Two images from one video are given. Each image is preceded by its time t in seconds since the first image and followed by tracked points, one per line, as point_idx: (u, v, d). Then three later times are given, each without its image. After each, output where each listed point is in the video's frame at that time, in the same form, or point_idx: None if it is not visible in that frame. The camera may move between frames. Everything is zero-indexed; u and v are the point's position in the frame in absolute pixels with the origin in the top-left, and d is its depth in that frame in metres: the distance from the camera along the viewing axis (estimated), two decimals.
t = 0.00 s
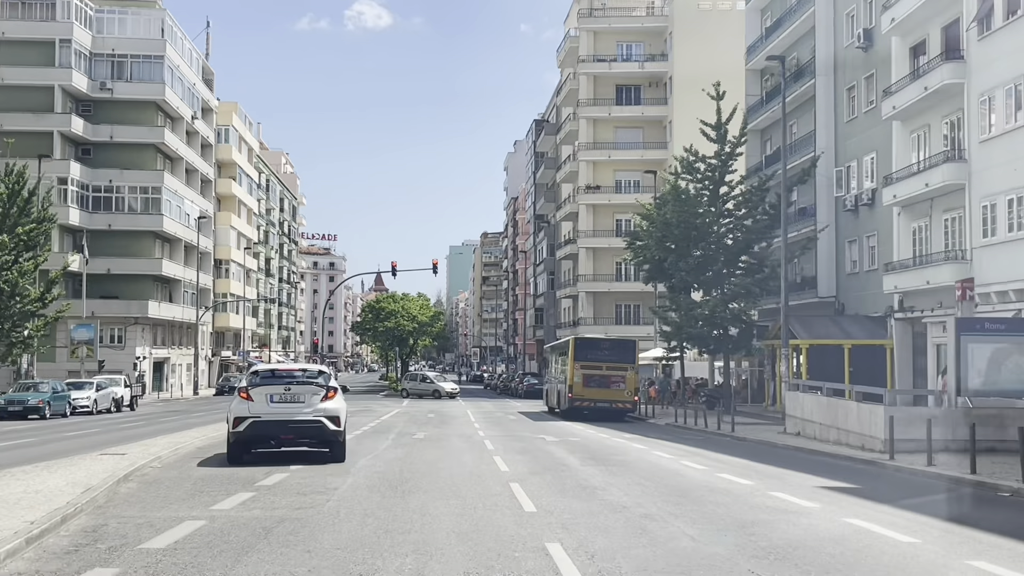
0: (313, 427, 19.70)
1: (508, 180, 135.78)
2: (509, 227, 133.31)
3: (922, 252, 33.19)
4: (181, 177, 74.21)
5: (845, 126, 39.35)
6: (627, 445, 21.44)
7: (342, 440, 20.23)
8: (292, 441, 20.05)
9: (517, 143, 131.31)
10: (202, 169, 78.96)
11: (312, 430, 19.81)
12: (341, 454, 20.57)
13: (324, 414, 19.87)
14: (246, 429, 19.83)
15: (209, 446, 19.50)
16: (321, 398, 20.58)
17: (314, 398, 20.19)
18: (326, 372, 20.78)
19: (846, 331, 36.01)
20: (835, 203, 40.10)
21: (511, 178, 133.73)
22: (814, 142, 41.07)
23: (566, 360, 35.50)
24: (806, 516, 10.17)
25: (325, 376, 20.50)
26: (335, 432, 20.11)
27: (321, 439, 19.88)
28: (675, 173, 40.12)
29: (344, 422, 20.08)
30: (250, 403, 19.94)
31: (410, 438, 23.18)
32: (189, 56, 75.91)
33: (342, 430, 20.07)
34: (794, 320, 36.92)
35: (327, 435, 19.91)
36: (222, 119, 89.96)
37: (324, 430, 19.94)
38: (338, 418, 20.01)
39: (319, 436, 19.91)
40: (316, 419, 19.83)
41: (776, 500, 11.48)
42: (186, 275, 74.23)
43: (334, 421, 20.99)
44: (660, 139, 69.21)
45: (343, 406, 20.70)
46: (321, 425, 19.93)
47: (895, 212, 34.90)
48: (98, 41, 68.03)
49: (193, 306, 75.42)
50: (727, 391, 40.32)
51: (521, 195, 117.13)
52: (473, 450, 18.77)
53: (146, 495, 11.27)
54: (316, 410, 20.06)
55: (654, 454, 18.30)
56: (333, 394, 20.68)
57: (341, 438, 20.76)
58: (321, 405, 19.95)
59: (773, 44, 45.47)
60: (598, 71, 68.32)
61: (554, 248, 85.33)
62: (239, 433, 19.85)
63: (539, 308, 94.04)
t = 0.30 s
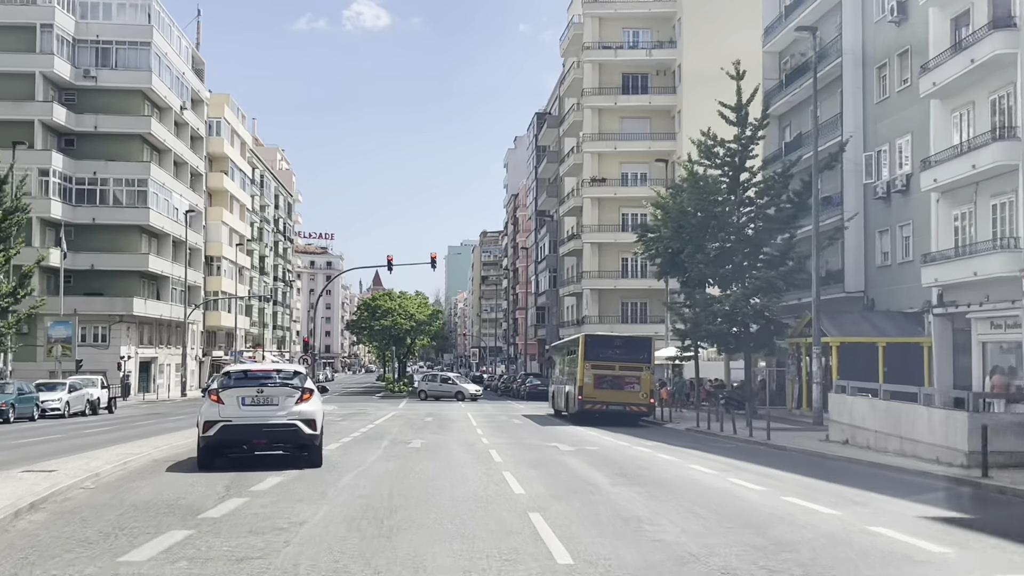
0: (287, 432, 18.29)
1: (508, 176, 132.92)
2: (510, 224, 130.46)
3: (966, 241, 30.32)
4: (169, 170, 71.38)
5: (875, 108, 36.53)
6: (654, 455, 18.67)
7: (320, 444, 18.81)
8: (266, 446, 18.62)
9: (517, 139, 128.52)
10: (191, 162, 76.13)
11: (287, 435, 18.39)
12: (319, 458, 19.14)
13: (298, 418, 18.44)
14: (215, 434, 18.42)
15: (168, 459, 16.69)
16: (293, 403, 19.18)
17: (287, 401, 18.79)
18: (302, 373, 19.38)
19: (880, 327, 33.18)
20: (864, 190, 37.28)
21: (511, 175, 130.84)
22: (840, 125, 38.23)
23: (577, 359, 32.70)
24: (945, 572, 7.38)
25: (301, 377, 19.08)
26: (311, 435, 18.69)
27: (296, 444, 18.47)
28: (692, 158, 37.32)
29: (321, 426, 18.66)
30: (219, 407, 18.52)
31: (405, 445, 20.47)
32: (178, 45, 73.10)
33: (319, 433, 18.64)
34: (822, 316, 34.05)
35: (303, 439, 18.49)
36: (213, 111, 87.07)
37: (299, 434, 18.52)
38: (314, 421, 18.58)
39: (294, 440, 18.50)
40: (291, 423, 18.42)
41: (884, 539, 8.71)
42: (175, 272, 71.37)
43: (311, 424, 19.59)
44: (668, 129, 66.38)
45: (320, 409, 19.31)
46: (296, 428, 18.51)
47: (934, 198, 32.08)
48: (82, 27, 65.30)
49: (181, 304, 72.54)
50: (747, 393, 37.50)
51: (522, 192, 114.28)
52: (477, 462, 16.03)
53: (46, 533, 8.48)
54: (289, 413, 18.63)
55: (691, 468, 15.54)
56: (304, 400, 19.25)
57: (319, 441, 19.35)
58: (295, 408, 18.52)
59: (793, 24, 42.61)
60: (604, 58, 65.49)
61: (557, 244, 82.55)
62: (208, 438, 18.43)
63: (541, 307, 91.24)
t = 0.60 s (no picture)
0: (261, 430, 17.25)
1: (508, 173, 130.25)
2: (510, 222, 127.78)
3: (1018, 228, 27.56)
4: (157, 162, 68.65)
5: (910, 86, 33.78)
6: (689, 470, 16.07)
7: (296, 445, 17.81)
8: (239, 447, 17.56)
9: (518, 135, 125.85)
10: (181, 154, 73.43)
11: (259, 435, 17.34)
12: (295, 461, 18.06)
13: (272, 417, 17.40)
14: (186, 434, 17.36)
15: (114, 473, 14.02)
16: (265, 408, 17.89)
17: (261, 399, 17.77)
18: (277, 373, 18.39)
19: (918, 323, 30.47)
20: (897, 176, 34.55)
21: (511, 172, 128.15)
22: (871, 106, 35.48)
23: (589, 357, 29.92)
24: None
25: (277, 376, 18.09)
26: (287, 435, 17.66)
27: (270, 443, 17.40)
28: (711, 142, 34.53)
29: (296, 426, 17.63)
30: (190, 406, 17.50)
31: (399, 455, 17.89)
32: (166, 32, 70.38)
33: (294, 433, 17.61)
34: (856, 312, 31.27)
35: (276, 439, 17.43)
36: (204, 103, 84.29)
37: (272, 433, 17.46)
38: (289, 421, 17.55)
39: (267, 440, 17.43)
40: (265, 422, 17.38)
41: None
42: (163, 268, 68.61)
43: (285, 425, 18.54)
44: (676, 119, 63.67)
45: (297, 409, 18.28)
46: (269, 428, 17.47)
47: (980, 182, 29.34)
48: (65, 12, 62.71)
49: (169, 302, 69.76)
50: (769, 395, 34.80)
51: (523, 188, 111.64)
52: (484, 478, 13.43)
53: None
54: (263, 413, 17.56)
55: (744, 487, 12.95)
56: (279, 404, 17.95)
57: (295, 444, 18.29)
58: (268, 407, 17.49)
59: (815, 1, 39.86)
60: (610, 45, 62.76)
61: (560, 240, 79.90)
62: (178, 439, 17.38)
63: (543, 306, 88.60)
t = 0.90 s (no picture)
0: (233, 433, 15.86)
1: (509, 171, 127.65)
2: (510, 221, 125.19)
3: None
4: (145, 154, 65.95)
5: (950, 63, 31.11)
6: (736, 488, 13.55)
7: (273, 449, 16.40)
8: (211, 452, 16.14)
9: (518, 132, 123.26)
10: (170, 147, 70.77)
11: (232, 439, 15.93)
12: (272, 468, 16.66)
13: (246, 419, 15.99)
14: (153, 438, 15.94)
15: (38, 493, 11.40)
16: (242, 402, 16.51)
17: (235, 400, 16.35)
18: (253, 373, 16.97)
19: (963, 319, 27.85)
20: (934, 161, 31.90)
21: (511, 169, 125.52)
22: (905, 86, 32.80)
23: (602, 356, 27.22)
24: None
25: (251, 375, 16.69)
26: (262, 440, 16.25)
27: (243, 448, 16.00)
28: (735, 124, 31.85)
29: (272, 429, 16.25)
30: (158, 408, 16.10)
31: (391, 466, 15.39)
32: (155, 19, 67.69)
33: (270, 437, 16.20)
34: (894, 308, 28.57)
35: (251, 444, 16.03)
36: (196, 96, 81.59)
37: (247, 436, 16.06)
38: (265, 423, 16.14)
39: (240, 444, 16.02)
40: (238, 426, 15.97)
41: None
42: (150, 264, 65.92)
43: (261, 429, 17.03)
44: (686, 110, 61.02)
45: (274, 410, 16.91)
46: (243, 432, 16.04)
47: None
48: None
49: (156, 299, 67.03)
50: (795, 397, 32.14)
51: (523, 185, 109.05)
52: (496, 501, 10.91)
53: None
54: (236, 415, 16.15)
55: (822, 516, 10.42)
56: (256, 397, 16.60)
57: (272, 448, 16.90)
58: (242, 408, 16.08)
59: None
60: (617, 32, 60.13)
61: (563, 237, 77.28)
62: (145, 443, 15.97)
63: (545, 305, 86.01)
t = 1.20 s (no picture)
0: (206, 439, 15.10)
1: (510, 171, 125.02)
2: (511, 221, 122.63)
3: None
4: (132, 148, 63.38)
5: (998, 41, 28.45)
6: (805, 518, 11.18)
7: (250, 457, 15.63)
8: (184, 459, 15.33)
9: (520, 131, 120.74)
10: (160, 142, 68.26)
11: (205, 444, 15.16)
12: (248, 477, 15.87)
13: (220, 424, 15.23)
14: (124, 444, 15.17)
15: None
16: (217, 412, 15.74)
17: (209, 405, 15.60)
18: (229, 378, 16.24)
19: (1017, 319, 25.29)
20: (977, 147, 29.44)
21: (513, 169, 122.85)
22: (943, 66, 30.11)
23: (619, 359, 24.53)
24: None
25: (228, 379, 15.95)
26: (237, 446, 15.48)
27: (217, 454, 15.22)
28: (760, 107, 29.35)
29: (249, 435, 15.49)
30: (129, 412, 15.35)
31: (383, 485, 12.99)
32: (144, 8, 65.11)
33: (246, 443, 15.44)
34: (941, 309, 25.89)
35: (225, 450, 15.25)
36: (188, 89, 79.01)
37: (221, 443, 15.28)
38: (241, 429, 15.39)
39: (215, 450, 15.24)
40: (212, 431, 15.21)
41: None
42: (138, 262, 63.39)
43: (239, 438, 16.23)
44: (697, 102, 58.54)
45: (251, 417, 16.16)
46: (217, 437, 15.27)
47: None
48: None
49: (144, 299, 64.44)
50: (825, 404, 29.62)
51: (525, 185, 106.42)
52: (520, 539, 8.56)
53: None
54: (210, 420, 15.41)
55: (946, 567, 8.07)
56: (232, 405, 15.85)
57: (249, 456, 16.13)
58: (216, 413, 15.34)
59: None
60: (625, 20, 57.67)
61: (566, 236, 74.82)
62: (115, 449, 15.19)
63: (548, 307, 83.59)
